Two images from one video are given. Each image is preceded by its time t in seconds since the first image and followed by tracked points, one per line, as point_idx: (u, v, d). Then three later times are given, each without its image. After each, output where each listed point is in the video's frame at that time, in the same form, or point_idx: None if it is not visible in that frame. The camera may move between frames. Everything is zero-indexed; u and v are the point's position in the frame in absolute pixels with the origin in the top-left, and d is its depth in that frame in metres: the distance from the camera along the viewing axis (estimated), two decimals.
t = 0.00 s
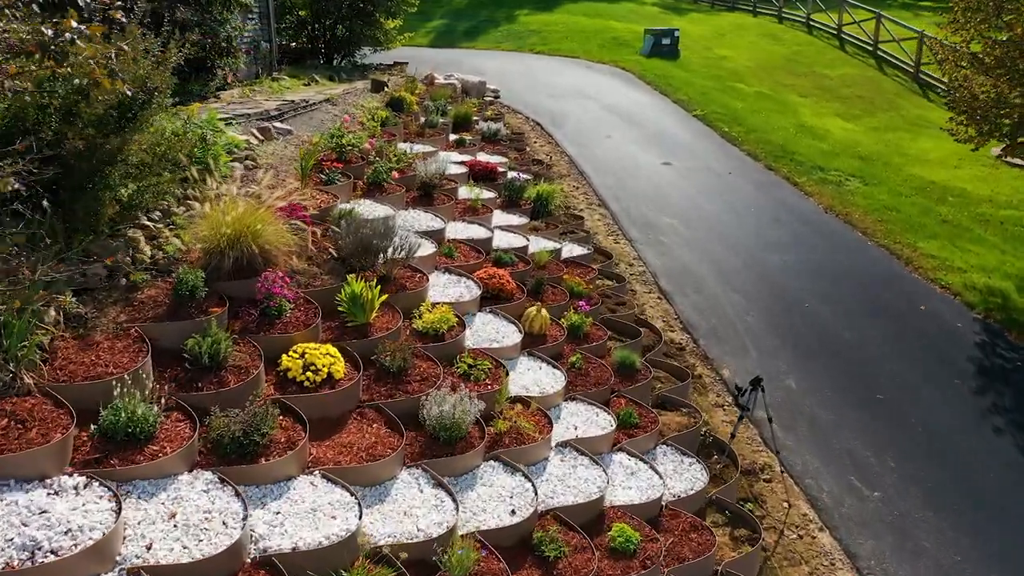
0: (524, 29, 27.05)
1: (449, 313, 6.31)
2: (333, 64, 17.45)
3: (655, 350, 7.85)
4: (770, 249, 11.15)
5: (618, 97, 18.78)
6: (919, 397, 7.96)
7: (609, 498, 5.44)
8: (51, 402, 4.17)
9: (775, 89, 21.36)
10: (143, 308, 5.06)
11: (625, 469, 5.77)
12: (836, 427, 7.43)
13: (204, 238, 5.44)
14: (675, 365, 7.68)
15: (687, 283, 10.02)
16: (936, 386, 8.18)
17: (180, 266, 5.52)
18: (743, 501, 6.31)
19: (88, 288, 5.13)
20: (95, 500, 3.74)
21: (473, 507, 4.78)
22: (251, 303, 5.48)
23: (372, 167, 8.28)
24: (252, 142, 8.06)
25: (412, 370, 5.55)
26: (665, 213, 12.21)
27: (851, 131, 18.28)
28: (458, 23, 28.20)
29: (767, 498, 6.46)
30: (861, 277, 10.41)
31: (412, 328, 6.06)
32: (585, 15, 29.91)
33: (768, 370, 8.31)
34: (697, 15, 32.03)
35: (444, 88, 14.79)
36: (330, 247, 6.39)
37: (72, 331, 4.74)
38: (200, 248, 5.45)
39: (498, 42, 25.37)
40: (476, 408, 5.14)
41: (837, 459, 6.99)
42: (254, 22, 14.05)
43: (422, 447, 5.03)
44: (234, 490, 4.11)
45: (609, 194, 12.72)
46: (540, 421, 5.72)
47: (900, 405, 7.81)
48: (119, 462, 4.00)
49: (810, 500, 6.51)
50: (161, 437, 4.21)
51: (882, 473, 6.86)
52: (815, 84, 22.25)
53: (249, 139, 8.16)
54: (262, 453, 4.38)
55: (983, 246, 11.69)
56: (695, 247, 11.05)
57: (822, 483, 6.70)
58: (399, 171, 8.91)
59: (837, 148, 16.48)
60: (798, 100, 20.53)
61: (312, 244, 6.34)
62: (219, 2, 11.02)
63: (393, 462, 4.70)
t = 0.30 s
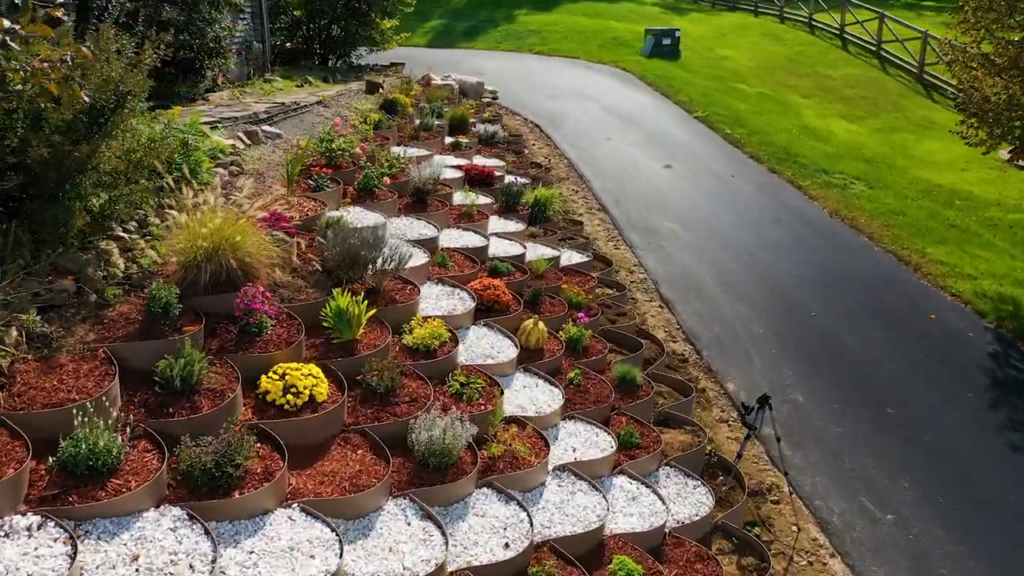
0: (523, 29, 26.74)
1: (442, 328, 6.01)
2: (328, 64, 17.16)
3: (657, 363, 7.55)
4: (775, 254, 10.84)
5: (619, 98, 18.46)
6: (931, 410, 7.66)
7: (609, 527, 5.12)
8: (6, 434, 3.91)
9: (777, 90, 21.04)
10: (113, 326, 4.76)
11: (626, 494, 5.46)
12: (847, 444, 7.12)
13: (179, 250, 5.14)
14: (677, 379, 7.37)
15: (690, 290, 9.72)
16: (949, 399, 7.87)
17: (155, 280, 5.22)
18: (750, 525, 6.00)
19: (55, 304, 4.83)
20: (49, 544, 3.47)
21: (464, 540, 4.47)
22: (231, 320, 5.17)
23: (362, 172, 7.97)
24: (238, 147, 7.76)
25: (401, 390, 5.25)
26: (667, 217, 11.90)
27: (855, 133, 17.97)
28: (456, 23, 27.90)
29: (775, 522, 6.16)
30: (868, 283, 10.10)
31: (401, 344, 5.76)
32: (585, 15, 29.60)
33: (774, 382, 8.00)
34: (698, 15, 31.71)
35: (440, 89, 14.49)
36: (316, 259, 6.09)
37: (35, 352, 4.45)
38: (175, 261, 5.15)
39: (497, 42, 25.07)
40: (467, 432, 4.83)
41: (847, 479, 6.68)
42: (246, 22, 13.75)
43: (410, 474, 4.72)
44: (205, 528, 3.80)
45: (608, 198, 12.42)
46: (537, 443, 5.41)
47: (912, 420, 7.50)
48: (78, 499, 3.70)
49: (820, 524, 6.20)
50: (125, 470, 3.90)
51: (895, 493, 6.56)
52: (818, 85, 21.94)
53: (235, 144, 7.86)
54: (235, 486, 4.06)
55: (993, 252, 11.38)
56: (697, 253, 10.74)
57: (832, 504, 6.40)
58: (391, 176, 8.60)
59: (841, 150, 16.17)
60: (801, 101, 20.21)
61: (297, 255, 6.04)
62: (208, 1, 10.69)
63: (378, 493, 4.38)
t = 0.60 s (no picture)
0: (522, 29, 26.44)
1: (433, 344, 5.70)
2: (323, 65, 16.84)
3: (659, 378, 7.24)
4: (779, 261, 10.53)
5: (619, 99, 18.13)
6: (945, 427, 7.35)
7: (609, 561, 4.79)
8: None
9: (779, 91, 20.74)
10: (78, 347, 4.45)
11: (627, 523, 5.14)
12: (858, 464, 6.81)
13: (150, 266, 4.83)
14: (679, 395, 7.06)
15: (692, 299, 9.40)
16: (963, 414, 7.56)
17: (126, 297, 4.92)
18: (758, 553, 5.69)
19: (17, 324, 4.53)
20: None
21: None
22: (206, 339, 4.87)
23: (352, 179, 7.67)
24: (222, 153, 7.45)
25: (388, 413, 4.93)
26: (669, 222, 11.59)
27: (859, 135, 17.67)
28: (454, 23, 27.59)
29: (784, 549, 5.85)
30: (876, 291, 9.79)
31: (389, 363, 5.45)
32: (585, 15, 29.29)
33: (781, 397, 7.69)
34: (699, 15, 31.41)
35: (436, 91, 14.19)
36: (300, 272, 5.79)
37: None
38: (146, 277, 4.84)
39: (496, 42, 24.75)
40: (457, 460, 4.51)
41: (859, 501, 6.38)
42: (237, 22, 13.45)
43: (395, 507, 4.40)
44: (168, 574, 3.51)
45: (608, 203, 12.11)
46: (532, 469, 5.08)
47: (925, 437, 7.19)
48: (29, 543, 3.41)
49: (832, 550, 5.89)
50: (83, 509, 3.61)
51: (909, 517, 6.25)
52: (820, 86, 21.61)
53: (220, 149, 7.56)
54: (204, 525, 3.76)
55: (1004, 258, 11.07)
56: (700, 260, 10.43)
57: (844, 529, 6.09)
58: (383, 182, 8.29)
59: (845, 152, 15.87)
60: (804, 102, 19.91)
61: (280, 268, 5.73)
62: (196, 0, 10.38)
63: (359, 529, 4.06)
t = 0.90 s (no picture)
0: (521, 29, 26.07)
1: (421, 366, 5.34)
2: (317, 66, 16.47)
3: (662, 397, 6.88)
4: (787, 271, 10.16)
5: (619, 101, 17.78)
6: (964, 449, 6.98)
7: None
8: None
9: (782, 92, 20.38)
10: (32, 375, 4.09)
11: (629, 561, 4.77)
12: (874, 488, 6.44)
13: (113, 286, 4.46)
14: (683, 415, 6.70)
15: (697, 312, 9.02)
16: (982, 434, 7.20)
17: (88, 318, 4.56)
18: None
19: None
20: None
21: None
22: (174, 365, 4.51)
23: (340, 187, 7.31)
24: (203, 160, 7.09)
25: (371, 443, 4.56)
26: (671, 229, 11.23)
27: (864, 137, 17.31)
28: (452, 23, 27.23)
29: None
30: (888, 304, 9.42)
31: (373, 388, 5.09)
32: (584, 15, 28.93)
33: (790, 416, 7.31)
34: (700, 15, 31.05)
35: (431, 92, 13.83)
36: (280, 290, 5.43)
37: None
38: (110, 297, 4.48)
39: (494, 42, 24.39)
40: (444, 498, 4.14)
41: (876, 529, 6.00)
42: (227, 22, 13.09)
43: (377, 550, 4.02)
44: None
45: (608, 209, 11.73)
46: (527, 503, 4.71)
47: (944, 460, 6.83)
48: None
49: None
50: (25, 563, 3.24)
51: (929, 547, 5.88)
52: (823, 87, 21.22)
53: (201, 155, 7.19)
54: None
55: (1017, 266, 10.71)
56: (704, 270, 10.05)
57: (860, 561, 5.72)
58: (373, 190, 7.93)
59: (851, 155, 15.51)
60: (808, 104, 19.55)
61: (258, 285, 5.37)
62: None
63: None
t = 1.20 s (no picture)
0: (519, 29, 25.74)
1: (410, 387, 5.01)
2: (311, 67, 16.15)
3: (665, 415, 6.56)
4: (793, 279, 9.84)
5: (620, 103, 17.46)
6: (981, 469, 6.67)
7: None
8: None
9: (785, 93, 20.07)
10: None
11: None
12: (889, 513, 6.11)
13: (75, 306, 4.14)
14: (687, 435, 6.38)
15: (701, 322, 8.70)
16: (1000, 453, 6.88)
17: (48, 340, 4.23)
18: None
19: None
20: None
21: None
22: (142, 391, 4.19)
23: (328, 194, 7.00)
24: (184, 166, 6.78)
25: (354, 475, 4.23)
26: (673, 235, 10.91)
27: (869, 139, 17.00)
28: (450, 23, 26.91)
29: None
30: (898, 314, 9.10)
31: (358, 413, 4.76)
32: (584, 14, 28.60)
33: (800, 434, 6.99)
34: (700, 15, 30.73)
35: (427, 94, 13.51)
36: (260, 307, 5.11)
37: None
38: (71, 318, 4.16)
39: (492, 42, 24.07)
40: (431, 538, 3.81)
41: (892, 558, 5.68)
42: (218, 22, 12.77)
43: None
44: None
45: (609, 214, 11.41)
46: (522, 538, 4.39)
47: (961, 481, 6.51)
48: None
49: None
50: None
51: None
52: (826, 88, 20.89)
53: (183, 161, 6.88)
54: None
55: None
56: (708, 278, 9.72)
57: None
58: (363, 196, 7.60)
59: (856, 158, 15.19)
60: (811, 105, 19.23)
61: (237, 302, 5.05)
62: None
63: None
